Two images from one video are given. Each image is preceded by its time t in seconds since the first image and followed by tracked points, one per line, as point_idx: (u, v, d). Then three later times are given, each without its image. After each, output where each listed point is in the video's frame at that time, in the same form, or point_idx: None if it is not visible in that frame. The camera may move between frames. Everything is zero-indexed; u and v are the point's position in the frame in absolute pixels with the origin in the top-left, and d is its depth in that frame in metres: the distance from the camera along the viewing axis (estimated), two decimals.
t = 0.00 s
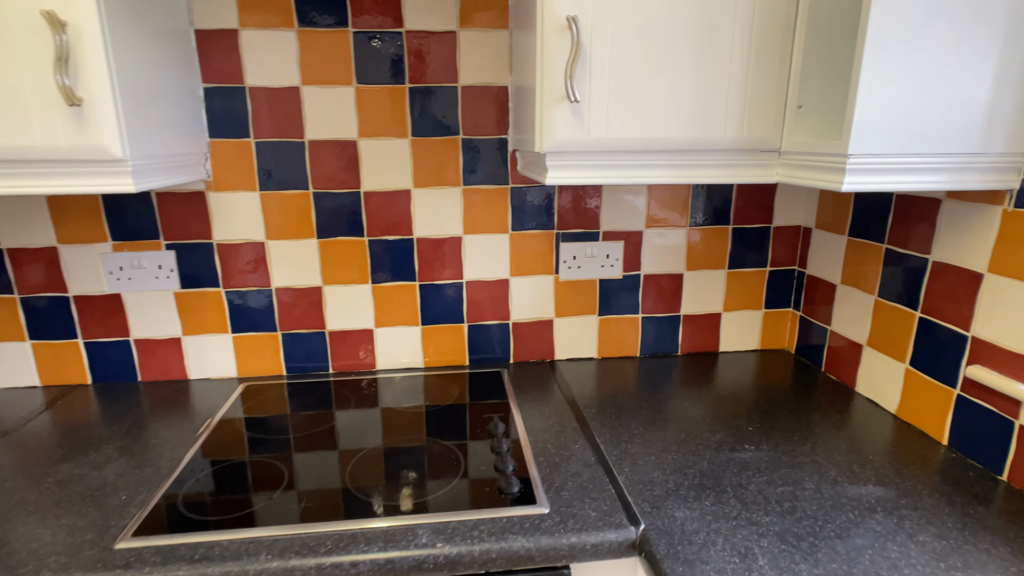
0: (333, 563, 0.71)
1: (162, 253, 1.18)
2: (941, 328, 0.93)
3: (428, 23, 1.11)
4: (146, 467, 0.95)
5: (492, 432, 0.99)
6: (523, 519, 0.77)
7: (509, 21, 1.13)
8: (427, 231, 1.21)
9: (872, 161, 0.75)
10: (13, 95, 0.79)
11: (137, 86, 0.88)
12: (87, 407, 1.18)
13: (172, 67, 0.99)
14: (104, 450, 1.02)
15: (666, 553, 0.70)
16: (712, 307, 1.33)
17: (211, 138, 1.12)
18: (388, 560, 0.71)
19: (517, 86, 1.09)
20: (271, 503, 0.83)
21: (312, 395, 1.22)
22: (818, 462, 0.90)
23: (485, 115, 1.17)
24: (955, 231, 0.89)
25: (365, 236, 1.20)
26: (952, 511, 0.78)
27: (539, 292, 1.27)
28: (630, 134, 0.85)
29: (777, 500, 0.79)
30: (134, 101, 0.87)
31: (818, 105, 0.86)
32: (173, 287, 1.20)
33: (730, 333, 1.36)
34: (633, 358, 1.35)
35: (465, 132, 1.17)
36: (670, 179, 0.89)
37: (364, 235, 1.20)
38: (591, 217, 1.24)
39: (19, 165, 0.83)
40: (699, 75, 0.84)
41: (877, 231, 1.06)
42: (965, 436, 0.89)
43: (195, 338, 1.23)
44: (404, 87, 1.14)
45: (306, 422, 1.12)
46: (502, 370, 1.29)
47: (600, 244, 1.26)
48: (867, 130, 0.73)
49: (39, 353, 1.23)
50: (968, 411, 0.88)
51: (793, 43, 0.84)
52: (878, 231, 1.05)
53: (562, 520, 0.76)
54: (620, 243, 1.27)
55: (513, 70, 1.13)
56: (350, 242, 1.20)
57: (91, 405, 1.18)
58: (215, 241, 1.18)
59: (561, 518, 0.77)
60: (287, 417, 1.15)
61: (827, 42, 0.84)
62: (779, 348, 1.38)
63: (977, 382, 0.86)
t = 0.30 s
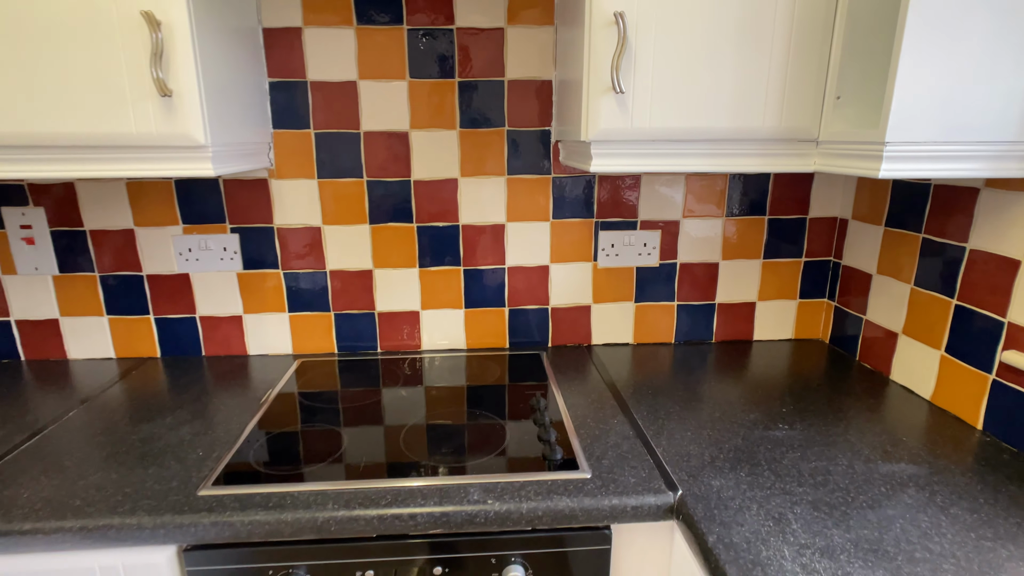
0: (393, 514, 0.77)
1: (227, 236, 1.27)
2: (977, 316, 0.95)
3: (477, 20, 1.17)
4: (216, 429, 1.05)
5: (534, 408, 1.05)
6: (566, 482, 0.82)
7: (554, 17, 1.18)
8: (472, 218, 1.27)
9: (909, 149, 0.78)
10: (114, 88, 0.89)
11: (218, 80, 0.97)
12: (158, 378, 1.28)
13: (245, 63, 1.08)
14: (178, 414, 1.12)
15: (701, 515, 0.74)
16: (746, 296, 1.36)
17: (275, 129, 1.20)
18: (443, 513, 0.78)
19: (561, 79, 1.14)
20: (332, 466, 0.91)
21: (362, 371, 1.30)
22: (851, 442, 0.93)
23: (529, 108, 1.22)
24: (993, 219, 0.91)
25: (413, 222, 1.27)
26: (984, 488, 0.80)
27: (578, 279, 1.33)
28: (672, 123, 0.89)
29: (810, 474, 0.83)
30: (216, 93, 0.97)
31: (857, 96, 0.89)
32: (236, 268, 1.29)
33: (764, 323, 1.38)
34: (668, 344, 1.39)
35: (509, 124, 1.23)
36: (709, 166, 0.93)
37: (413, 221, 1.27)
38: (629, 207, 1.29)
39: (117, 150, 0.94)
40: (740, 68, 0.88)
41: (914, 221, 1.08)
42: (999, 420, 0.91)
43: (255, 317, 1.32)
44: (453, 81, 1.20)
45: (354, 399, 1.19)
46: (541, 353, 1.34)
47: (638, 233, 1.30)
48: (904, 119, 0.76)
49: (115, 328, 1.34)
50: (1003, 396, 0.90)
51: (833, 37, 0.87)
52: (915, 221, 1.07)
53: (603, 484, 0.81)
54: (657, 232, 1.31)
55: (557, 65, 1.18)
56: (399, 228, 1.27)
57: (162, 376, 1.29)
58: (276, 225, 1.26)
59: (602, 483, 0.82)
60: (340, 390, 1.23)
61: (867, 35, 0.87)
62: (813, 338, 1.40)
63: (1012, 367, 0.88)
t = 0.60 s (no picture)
0: (434, 473, 0.86)
1: (274, 224, 1.36)
2: (985, 303, 0.99)
3: (509, 23, 1.25)
4: (267, 400, 1.14)
5: (561, 393, 1.14)
6: (591, 448, 0.89)
7: (581, 20, 1.25)
8: (502, 210, 1.35)
9: (916, 143, 0.83)
10: (183, 87, 0.99)
11: (273, 79, 1.06)
12: (209, 355, 1.38)
13: (295, 63, 1.17)
14: (230, 388, 1.22)
15: (716, 478, 0.81)
16: (764, 287, 1.41)
17: (319, 124, 1.29)
18: (479, 473, 0.85)
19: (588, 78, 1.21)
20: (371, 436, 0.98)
21: (397, 352, 1.38)
22: (860, 420, 0.98)
23: (557, 105, 1.29)
24: (1001, 211, 0.95)
25: (447, 213, 1.35)
26: (985, 461, 0.85)
27: (601, 268, 1.39)
28: (691, 119, 0.95)
29: (820, 447, 0.89)
30: (272, 91, 1.06)
31: (869, 94, 0.94)
32: (281, 254, 1.38)
33: (782, 313, 1.43)
34: (687, 332, 1.45)
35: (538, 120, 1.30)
36: (727, 159, 0.99)
37: (446, 212, 1.35)
38: (651, 199, 1.35)
39: (184, 142, 1.03)
40: (758, 67, 0.94)
41: (926, 214, 1.12)
42: (1004, 402, 0.96)
43: (298, 300, 1.42)
44: (486, 80, 1.28)
45: (387, 379, 1.26)
46: (565, 338, 1.42)
47: (660, 224, 1.37)
48: (911, 115, 0.82)
49: (169, 309, 1.44)
50: (1008, 378, 0.95)
51: (846, 38, 0.93)
52: (928, 213, 1.12)
53: (625, 450, 0.88)
54: (677, 224, 1.37)
55: (584, 64, 1.25)
56: (433, 218, 1.35)
57: (212, 353, 1.39)
58: (319, 215, 1.35)
59: (624, 450, 0.88)
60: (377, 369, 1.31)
61: (878, 36, 0.93)
62: (829, 328, 1.45)
63: (1017, 351, 0.93)
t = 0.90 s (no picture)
0: (460, 430, 0.95)
1: (308, 212, 1.47)
2: (970, 284, 1.06)
3: (529, 24, 1.34)
4: (304, 372, 1.24)
5: (577, 369, 1.22)
6: (603, 412, 0.98)
7: (597, 21, 1.34)
8: (520, 199, 1.44)
9: (902, 134, 0.91)
10: (234, 82, 1.09)
11: (313, 75, 1.16)
12: (247, 332, 1.49)
13: (331, 62, 1.28)
14: (269, 361, 1.32)
15: (716, 436, 0.89)
16: (768, 274, 1.49)
17: (352, 119, 1.39)
18: (501, 430, 0.94)
19: (602, 76, 1.29)
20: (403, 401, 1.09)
21: (421, 331, 1.48)
22: (853, 394, 1.06)
23: (573, 100, 1.38)
24: (985, 198, 1.03)
25: (469, 202, 1.44)
26: (965, 428, 0.93)
27: (613, 255, 1.48)
28: (698, 113, 1.04)
29: (812, 414, 0.97)
30: (312, 87, 1.16)
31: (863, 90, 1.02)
32: (315, 240, 1.49)
33: (785, 298, 1.51)
34: (695, 316, 1.53)
35: (555, 115, 1.39)
36: (731, 150, 1.08)
37: (469, 201, 1.44)
38: (661, 190, 1.44)
39: (233, 133, 1.14)
40: (760, 65, 1.02)
41: (919, 202, 1.19)
42: (987, 375, 1.03)
43: (329, 283, 1.52)
44: (506, 78, 1.37)
45: (411, 357, 1.35)
46: (579, 321, 1.50)
47: (669, 214, 1.45)
48: (898, 108, 0.90)
49: (210, 291, 1.56)
50: (990, 353, 1.02)
51: (841, 39, 1.01)
52: (921, 202, 1.19)
53: (634, 413, 0.97)
54: (685, 214, 1.45)
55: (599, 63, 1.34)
56: (456, 206, 1.45)
57: (250, 331, 1.49)
58: (350, 203, 1.46)
59: (633, 413, 0.97)
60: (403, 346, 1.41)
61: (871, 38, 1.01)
62: (830, 313, 1.52)
63: (998, 327, 1.00)
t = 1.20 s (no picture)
0: (474, 395, 1.04)
1: (330, 201, 1.57)
2: (946, 266, 1.15)
3: (538, 25, 1.43)
4: (327, 348, 1.34)
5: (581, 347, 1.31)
6: (605, 380, 1.07)
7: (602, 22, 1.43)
8: (529, 190, 1.53)
9: (877, 127, 1.00)
10: (268, 78, 1.19)
11: (338, 72, 1.26)
12: (272, 313, 1.59)
13: (354, 60, 1.37)
14: (295, 338, 1.42)
15: (706, 401, 0.98)
16: (764, 261, 1.57)
17: (372, 114, 1.49)
18: (511, 395, 1.04)
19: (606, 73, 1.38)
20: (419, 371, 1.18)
21: (436, 313, 1.57)
22: (838, 370, 1.14)
23: (579, 97, 1.47)
24: (959, 186, 1.11)
25: (481, 192, 1.54)
26: (937, 398, 1.01)
27: (617, 243, 1.57)
28: (694, 107, 1.13)
29: (796, 385, 1.06)
30: (338, 82, 1.25)
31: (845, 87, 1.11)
32: (336, 227, 1.59)
33: (780, 284, 1.59)
34: (694, 301, 1.61)
35: (563, 111, 1.48)
36: (724, 143, 1.16)
37: (481, 191, 1.54)
38: (661, 181, 1.52)
39: (266, 125, 1.24)
40: (751, 63, 1.11)
41: (903, 192, 1.28)
42: (961, 350, 1.11)
43: (350, 268, 1.62)
44: (517, 75, 1.46)
45: (426, 338, 1.42)
46: (585, 305, 1.59)
47: (669, 204, 1.54)
48: (874, 103, 0.98)
49: (237, 275, 1.66)
50: (963, 330, 1.10)
51: (826, 40, 1.09)
52: (904, 192, 1.27)
53: (632, 382, 1.06)
54: (685, 204, 1.54)
55: (603, 61, 1.42)
56: (469, 196, 1.54)
57: (275, 312, 1.59)
58: (369, 193, 1.55)
59: (632, 382, 1.06)
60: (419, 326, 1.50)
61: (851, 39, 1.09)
62: (823, 299, 1.60)
63: (970, 305, 1.08)
